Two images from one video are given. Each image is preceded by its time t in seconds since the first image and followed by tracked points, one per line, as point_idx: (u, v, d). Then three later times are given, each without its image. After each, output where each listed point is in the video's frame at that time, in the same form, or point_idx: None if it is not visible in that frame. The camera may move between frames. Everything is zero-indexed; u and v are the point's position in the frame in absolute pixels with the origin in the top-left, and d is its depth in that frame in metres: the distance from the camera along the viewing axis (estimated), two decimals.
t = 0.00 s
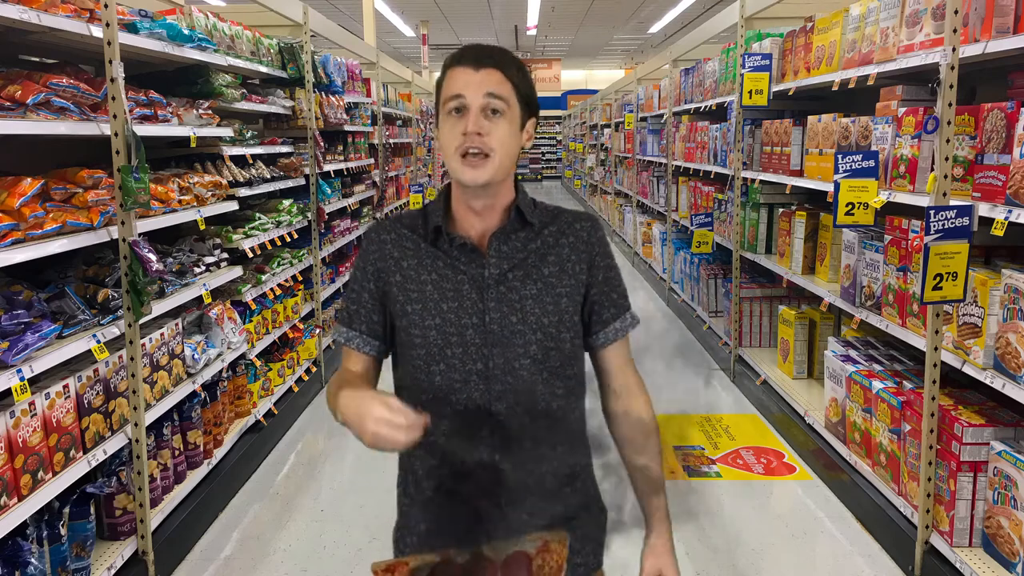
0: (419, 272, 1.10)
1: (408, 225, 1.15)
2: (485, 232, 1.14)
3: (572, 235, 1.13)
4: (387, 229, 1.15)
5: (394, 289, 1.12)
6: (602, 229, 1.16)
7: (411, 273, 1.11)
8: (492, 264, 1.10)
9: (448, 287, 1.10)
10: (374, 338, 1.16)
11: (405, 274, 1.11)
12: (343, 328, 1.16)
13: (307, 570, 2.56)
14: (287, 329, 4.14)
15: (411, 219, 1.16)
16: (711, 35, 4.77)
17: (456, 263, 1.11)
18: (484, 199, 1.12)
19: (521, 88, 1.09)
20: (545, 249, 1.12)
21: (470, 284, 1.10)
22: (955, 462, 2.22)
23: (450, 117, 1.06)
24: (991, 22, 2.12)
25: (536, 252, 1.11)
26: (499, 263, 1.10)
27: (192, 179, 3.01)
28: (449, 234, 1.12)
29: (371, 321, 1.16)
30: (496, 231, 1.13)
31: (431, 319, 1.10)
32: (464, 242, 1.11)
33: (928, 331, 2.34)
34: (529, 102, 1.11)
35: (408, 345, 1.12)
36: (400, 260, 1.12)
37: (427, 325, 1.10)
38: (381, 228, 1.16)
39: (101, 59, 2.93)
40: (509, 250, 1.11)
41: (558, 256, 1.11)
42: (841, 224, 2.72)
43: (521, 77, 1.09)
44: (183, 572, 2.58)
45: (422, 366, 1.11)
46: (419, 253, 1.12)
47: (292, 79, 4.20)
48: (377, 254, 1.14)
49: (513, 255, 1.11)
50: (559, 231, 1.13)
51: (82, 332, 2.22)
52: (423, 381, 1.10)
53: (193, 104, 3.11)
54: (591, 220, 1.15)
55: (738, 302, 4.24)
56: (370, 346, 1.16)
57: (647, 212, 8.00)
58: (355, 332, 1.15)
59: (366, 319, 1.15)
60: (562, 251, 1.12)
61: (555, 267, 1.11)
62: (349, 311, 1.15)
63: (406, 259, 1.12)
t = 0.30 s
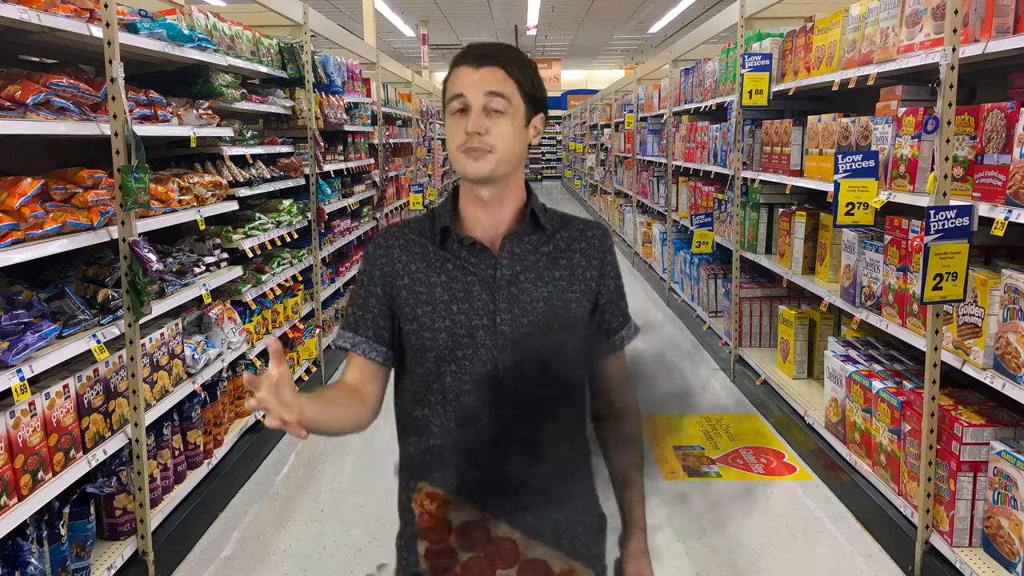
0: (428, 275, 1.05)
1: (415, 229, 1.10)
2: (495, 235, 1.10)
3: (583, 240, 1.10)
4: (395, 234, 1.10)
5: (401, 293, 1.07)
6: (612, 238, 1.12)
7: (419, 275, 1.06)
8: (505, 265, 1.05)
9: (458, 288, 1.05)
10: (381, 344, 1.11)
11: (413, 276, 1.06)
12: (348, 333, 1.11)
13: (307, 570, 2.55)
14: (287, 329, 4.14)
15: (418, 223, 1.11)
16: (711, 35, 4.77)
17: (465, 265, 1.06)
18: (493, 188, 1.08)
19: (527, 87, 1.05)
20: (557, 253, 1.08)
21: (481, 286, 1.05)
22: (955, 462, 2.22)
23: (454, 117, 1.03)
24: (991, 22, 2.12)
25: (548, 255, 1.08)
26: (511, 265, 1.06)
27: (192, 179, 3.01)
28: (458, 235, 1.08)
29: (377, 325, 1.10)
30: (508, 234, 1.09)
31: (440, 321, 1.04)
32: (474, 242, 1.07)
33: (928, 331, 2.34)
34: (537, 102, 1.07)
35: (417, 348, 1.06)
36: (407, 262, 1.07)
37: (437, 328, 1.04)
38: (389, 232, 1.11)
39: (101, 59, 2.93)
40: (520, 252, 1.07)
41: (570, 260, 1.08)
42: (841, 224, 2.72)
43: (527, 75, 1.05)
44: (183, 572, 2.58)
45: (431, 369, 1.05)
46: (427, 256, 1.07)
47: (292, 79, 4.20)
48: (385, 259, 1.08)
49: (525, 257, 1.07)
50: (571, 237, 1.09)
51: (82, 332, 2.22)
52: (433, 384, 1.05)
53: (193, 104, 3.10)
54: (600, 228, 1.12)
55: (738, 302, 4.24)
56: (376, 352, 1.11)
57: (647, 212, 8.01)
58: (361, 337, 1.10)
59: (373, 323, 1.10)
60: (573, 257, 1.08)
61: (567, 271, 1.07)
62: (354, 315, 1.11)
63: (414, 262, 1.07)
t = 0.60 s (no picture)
0: (428, 277, 1.06)
1: (416, 234, 1.12)
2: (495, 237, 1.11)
3: (581, 241, 1.08)
4: (395, 240, 1.13)
5: (402, 297, 1.08)
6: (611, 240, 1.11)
7: (419, 278, 1.07)
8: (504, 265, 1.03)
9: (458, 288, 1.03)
10: (387, 347, 1.12)
11: (414, 279, 1.08)
12: (356, 337, 1.14)
13: (307, 570, 2.54)
14: (287, 329, 4.14)
15: (419, 226, 1.13)
16: (711, 35, 4.77)
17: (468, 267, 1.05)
18: (492, 194, 1.09)
19: (527, 93, 1.03)
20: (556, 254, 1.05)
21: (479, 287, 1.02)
22: (955, 462, 2.22)
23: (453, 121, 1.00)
24: (991, 22, 2.12)
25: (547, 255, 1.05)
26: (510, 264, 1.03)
27: (192, 179, 3.01)
28: (458, 237, 1.08)
29: (383, 328, 1.12)
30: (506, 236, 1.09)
31: (440, 323, 1.02)
32: (474, 243, 1.07)
33: (928, 331, 2.34)
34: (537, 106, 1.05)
35: (419, 351, 1.04)
36: (407, 265, 1.09)
37: (436, 329, 1.03)
38: (390, 238, 1.13)
39: (101, 59, 2.93)
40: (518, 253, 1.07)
41: (569, 261, 1.03)
42: (841, 224, 2.72)
43: (527, 79, 1.03)
44: (183, 572, 2.58)
45: (430, 371, 1.02)
46: (427, 259, 1.08)
47: (292, 79, 4.20)
48: (384, 262, 1.11)
49: (523, 258, 1.04)
50: (569, 239, 1.08)
51: (82, 332, 2.22)
52: (433, 386, 0.98)
53: (193, 104, 3.10)
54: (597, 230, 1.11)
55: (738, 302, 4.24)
56: (382, 356, 1.12)
57: (647, 212, 8.01)
58: (369, 340, 1.13)
59: (378, 327, 1.12)
60: (571, 258, 1.03)
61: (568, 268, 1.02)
62: (361, 319, 1.14)
63: (414, 265, 1.08)
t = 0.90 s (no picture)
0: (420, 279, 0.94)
1: (413, 232, 1.01)
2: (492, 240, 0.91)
3: (581, 235, 0.92)
4: (394, 237, 1.02)
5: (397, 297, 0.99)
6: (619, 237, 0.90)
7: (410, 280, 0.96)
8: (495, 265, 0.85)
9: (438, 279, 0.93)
10: (386, 347, 1.06)
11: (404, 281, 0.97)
12: (355, 336, 1.08)
13: (307, 570, 2.54)
14: (287, 329, 4.14)
15: (417, 225, 1.01)
16: (711, 35, 4.77)
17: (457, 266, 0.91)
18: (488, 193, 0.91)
19: (527, 91, 0.92)
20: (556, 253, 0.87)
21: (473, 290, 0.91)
22: (955, 463, 2.22)
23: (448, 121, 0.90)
24: (991, 22, 2.12)
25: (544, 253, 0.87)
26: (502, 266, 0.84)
27: (192, 179, 3.01)
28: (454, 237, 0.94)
29: (381, 328, 1.06)
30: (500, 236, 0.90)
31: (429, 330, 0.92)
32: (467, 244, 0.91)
33: (928, 331, 2.34)
34: (535, 106, 0.93)
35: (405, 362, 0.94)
36: (402, 266, 0.98)
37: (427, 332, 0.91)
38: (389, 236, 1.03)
39: (101, 58, 2.93)
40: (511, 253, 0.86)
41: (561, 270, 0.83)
42: (841, 224, 2.73)
43: (527, 76, 0.92)
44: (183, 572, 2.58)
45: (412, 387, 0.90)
46: (422, 257, 0.96)
47: (292, 79, 4.20)
48: (382, 261, 1.02)
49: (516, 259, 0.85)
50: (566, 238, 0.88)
51: (82, 332, 2.22)
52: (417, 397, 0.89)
53: (193, 104, 3.10)
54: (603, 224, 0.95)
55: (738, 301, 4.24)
56: (380, 354, 1.06)
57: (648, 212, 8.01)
58: (368, 339, 1.07)
59: (376, 325, 1.06)
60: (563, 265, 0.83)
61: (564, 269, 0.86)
62: (360, 318, 1.07)
63: (408, 266, 0.97)
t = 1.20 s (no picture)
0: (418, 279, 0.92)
1: (410, 232, 0.95)
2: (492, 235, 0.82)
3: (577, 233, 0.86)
4: (391, 235, 0.98)
5: (394, 296, 0.96)
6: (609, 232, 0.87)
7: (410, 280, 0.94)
8: (494, 263, 0.81)
9: (430, 273, 0.87)
10: (383, 348, 1.04)
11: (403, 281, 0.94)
12: (352, 335, 1.05)
13: (307, 570, 2.53)
14: (287, 329, 4.14)
15: (415, 224, 0.95)
16: (711, 35, 4.77)
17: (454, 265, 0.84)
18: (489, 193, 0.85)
19: (524, 90, 0.87)
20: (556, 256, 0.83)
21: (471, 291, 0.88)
22: (955, 462, 2.22)
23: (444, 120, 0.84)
24: (991, 22, 2.12)
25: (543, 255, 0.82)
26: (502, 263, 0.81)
27: (192, 179, 3.01)
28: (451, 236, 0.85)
29: (378, 328, 1.03)
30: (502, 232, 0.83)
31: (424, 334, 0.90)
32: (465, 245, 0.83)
33: (928, 331, 2.34)
34: (533, 104, 0.87)
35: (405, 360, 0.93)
36: (400, 266, 0.95)
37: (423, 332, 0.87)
38: (386, 233, 0.99)
39: (101, 58, 2.93)
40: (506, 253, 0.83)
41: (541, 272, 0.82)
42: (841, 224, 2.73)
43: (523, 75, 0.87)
44: (183, 572, 2.58)
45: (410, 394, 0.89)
46: (419, 257, 0.91)
47: (292, 79, 4.20)
48: (379, 261, 0.99)
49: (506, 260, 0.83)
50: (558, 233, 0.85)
51: (82, 332, 2.22)
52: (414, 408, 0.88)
53: (193, 104, 3.10)
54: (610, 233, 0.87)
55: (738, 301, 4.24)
56: (377, 354, 1.04)
57: (648, 212, 8.01)
58: (364, 339, 1.04)
59: (373, 326, 1.03)
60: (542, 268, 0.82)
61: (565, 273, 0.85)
62: (357, 317, 1.04)
63: (406, 265, 0.94)
